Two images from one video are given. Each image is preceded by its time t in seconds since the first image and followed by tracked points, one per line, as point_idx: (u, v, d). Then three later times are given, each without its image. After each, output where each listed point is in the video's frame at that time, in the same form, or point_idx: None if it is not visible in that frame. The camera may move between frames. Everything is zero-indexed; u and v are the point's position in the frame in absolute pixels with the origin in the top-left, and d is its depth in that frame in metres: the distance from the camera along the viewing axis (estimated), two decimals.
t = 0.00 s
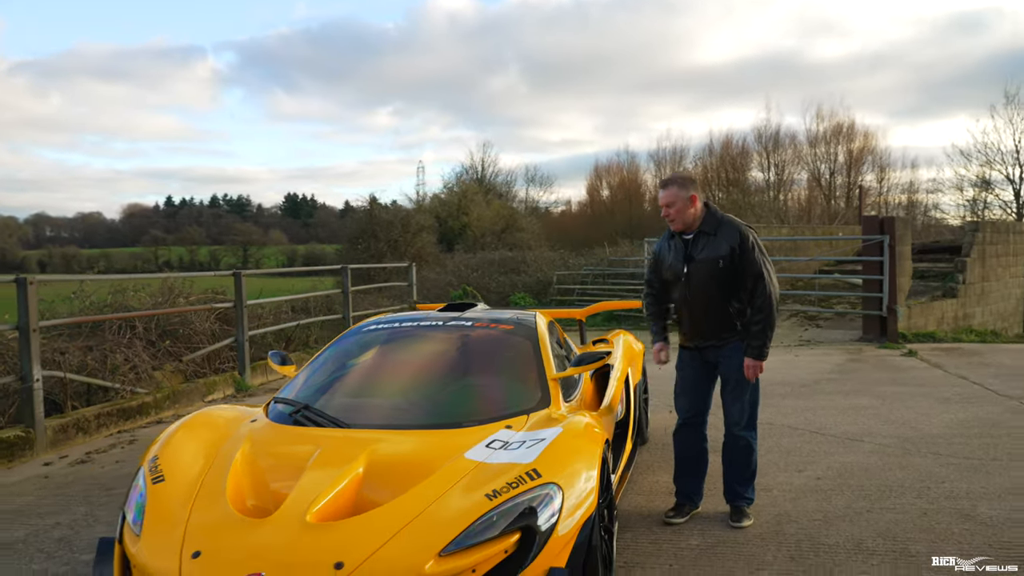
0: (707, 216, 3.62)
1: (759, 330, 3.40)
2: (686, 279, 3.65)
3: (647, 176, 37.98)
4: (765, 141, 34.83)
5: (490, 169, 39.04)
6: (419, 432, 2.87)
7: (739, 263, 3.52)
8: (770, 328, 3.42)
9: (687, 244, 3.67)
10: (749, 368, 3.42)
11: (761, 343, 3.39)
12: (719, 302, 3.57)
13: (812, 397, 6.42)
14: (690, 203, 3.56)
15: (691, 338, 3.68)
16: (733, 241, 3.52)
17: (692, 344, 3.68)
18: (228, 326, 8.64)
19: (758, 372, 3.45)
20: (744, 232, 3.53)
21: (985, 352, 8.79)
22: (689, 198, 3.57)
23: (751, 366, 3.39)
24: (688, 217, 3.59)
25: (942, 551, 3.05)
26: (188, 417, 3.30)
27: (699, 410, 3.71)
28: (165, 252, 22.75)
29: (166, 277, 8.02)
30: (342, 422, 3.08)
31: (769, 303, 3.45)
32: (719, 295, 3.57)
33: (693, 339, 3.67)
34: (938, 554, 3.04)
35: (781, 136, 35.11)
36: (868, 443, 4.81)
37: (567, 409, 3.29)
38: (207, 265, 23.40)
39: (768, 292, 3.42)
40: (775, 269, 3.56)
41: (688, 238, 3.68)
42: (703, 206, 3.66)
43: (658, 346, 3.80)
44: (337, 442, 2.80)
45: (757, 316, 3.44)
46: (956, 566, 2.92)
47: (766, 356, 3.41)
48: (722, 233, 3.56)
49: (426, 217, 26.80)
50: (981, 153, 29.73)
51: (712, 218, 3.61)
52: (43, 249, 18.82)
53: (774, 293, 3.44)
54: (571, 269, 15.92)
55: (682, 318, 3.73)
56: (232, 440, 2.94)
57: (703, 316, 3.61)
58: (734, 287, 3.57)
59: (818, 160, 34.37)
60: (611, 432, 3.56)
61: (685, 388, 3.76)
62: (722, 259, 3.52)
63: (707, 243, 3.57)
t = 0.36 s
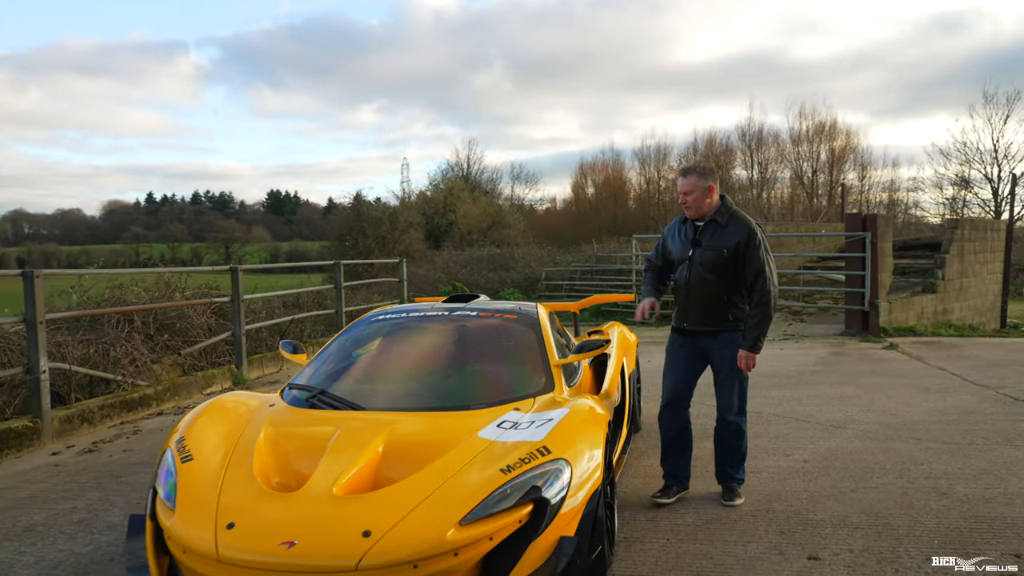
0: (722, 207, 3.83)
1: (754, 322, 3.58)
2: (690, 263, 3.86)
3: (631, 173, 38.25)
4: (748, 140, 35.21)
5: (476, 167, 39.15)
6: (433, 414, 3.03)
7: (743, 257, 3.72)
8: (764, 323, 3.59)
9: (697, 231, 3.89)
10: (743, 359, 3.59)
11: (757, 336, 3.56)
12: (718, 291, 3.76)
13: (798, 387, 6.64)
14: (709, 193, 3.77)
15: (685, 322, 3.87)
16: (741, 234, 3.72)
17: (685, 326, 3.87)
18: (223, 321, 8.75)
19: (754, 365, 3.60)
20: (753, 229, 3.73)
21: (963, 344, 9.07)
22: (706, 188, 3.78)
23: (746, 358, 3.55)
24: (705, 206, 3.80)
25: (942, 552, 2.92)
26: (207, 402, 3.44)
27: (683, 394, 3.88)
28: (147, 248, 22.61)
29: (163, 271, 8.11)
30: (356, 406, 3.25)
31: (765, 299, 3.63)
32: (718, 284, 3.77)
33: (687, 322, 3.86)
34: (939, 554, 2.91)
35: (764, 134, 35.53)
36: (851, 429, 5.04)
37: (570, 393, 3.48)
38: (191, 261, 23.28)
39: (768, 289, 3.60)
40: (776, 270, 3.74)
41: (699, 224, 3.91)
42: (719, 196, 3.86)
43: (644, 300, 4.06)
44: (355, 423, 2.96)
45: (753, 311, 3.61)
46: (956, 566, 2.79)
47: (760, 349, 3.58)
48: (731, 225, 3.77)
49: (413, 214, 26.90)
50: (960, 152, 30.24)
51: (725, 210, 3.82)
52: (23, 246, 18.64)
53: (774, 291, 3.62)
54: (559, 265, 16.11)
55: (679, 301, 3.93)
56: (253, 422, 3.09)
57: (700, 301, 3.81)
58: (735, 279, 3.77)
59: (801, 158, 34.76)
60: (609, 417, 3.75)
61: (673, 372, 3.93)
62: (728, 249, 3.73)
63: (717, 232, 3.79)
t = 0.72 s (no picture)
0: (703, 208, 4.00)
1: (750, 318, 3.84)
2: (678, 262, 4.00)
3: (618, 170, 38.51)
4: (734, 137, 35.55)
5: (463, 163, 39.25)
6: (449, 405, 3.20)
7: (730, 254, 3.92)
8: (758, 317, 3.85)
9: (681, 230, 4.06)
10: (743, 351, 3.81)
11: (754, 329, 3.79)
12: (708, 288, 3.94)
13: (787, 379, 6.86)
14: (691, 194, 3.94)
15: (677, 319, 4.01)
16: (727, 233, 3.92)
17: (677, 323, 4.01)
18: (222, 318, 8.86)
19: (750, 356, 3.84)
20: (737, 228, 3.95)
21: (945, 338, 9.33)
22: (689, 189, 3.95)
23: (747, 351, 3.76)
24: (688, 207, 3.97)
25: (940, 551, 2.92)
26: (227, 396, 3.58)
27: (680, 393, 4.03)
28: (131, 245, 22.51)
29: (163, 269, 8.21)
30: (374, 398, 3.39)
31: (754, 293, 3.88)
32: (707, 281, 3.94)
33: (678, 319, 4.01)
34: (938, 554, 2.91)
35: (750, 130, 35.90)
36: (840, 419, 5.25)
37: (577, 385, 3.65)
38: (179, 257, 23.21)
39: (758, 284, 3.83)
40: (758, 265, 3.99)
41: (682, 224, 4.06)
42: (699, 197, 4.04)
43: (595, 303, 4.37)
44: (376, 414, 3.12)
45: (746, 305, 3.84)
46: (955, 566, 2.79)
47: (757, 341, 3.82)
48: (717, 224, 3.95)
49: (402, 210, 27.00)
50: (942, 149, 30.69)
51: (706, 210, 4.00)
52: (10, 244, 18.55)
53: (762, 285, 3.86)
54: (550, 261, 16.29)
55: (668, 298, 4.07)
56: (277, 413, 3.24)
57: (690, 298, 3.96)
58: (723, 276, 3.96)
59: (786, 155, 35.14)
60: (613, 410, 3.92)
61: (668, 370, 4.07)
62: (716, 247, 3.91)
63: (703, 231, 3.96)
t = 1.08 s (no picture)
0: (695, 203, 4.13)
1: (745, 307, 4.02)
2: (675, 258, 4.13)
3: (606, 167, 38.71)
4: (721, 134, 35.84)
5: (452, 160, 39.29)
6: (467, 394, 3.33)
7: (724, 247, 4.06)
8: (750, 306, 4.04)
9: (675, 226, 4.18)
10: (740, 340, 3.96)
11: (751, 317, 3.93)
12: (705, 281, 4.07)
13: (781, 373, 7.03)
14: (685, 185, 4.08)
15: (676, 313, 4.13)
16: (720, 226, 4.06)
17: (677, 317, 4.13)
18: (222, 313, 8.94)
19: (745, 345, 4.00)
20: (728, 221, 4.09)
21: (933, 333, 9.55)
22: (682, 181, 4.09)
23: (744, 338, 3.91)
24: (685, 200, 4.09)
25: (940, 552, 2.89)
26: (249, 387, 3.69)
27: (680, 384, 4.16)
28: (114, 242, 22.33)
29: (165, 264, 8.27)
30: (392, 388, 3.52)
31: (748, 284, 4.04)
32: (704, 274, 4.07)
33: (678, 313, 4.13)
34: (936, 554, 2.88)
35: (737, 128, 36.22)
36: (834, 410, 5.43)
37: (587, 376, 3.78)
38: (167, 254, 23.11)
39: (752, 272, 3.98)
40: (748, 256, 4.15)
41: (676, 221, 4.18)
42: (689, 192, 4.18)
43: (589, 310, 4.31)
44: (398, 403, 3.25)
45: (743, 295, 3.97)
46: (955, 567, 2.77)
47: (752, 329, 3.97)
48: (710, 219, 4.09)
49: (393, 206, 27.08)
50: (927, 148, 31.08)
51: (697, 205, 4.13)
52: None
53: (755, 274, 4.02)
54: (542, 258, 16.44)
55: (667, 294, 4.18)
56: (300, 403, 3.36)
57: (689, 291, 4.08)
58: (718, 269, 4.10)
59: (772, 153, 35.48)
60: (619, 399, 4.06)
61: (668, 362, 4.20)
62: (711, 241, 4.05)
63: (697, 226, 4.09)
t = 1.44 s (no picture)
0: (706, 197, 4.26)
1: (749, 299, 4.06)
2: (684, 249, 4.27)
3: (593, 160, 38.84)
4: (708, 128, 36.06)
5: (440, 153, 39.26)
6: (489, 381, 3.45)
7: (732, 239, 4.17)
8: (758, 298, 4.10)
9: (685, 219, 4.31)
10: (744, 332, 4.06)
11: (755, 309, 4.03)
12: (712, 272, 4.20)
13: (776, 363, 7.21)
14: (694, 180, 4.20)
15: (684, 303, 4.27)
16: (729, 219, 4.18)
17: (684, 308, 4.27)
18: (222, 305, 8.99)
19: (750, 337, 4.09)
20: (738, 214, 4.21)
21: (921, 325, 9.76)
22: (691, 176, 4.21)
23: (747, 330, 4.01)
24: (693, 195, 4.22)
25: (940, 551, 2.86)
26: (273, 375, 3.80)
27: (689, 374, 4.29)
28: (96, 234, 22.11)
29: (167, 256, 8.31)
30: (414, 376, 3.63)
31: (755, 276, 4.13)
32: (711, 266, 4.20)
33: (685, 303, 4.26)
34: (935, 554, 2.85)
35: (723, 122, 36.46)
36: (830, 398, 5.60)
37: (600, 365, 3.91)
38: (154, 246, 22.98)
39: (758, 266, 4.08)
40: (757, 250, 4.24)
41: (686, 213, 4.32)
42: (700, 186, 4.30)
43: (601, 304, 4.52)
44: (422, 390, 3.37)
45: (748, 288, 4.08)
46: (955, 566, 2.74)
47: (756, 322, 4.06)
48: (719, 212, 4.21)
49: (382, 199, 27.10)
50: (911, 142, 31.45)
51: (708, 199, 4.26)
52: None
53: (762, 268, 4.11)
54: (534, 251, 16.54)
55: (675, 284, 4.32)
56: (327, 389, 3.47)
57: (697, 282, 4.22)
58: (725, 261, 4.22)
59: (758, 147, 35.77)
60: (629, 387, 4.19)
61: (678, 353, 4.33)
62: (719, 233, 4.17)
63: (706, 219, 4.22)
